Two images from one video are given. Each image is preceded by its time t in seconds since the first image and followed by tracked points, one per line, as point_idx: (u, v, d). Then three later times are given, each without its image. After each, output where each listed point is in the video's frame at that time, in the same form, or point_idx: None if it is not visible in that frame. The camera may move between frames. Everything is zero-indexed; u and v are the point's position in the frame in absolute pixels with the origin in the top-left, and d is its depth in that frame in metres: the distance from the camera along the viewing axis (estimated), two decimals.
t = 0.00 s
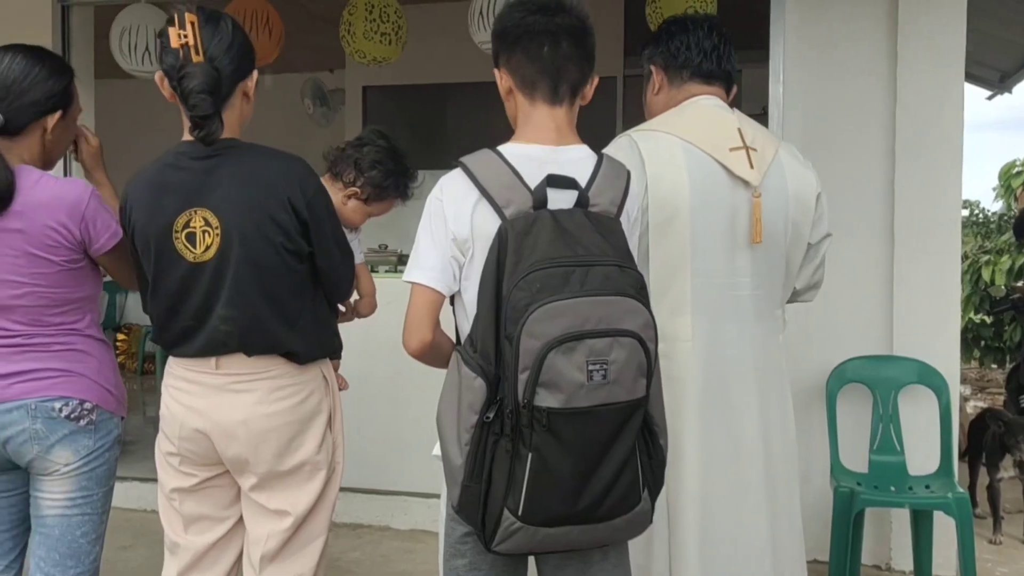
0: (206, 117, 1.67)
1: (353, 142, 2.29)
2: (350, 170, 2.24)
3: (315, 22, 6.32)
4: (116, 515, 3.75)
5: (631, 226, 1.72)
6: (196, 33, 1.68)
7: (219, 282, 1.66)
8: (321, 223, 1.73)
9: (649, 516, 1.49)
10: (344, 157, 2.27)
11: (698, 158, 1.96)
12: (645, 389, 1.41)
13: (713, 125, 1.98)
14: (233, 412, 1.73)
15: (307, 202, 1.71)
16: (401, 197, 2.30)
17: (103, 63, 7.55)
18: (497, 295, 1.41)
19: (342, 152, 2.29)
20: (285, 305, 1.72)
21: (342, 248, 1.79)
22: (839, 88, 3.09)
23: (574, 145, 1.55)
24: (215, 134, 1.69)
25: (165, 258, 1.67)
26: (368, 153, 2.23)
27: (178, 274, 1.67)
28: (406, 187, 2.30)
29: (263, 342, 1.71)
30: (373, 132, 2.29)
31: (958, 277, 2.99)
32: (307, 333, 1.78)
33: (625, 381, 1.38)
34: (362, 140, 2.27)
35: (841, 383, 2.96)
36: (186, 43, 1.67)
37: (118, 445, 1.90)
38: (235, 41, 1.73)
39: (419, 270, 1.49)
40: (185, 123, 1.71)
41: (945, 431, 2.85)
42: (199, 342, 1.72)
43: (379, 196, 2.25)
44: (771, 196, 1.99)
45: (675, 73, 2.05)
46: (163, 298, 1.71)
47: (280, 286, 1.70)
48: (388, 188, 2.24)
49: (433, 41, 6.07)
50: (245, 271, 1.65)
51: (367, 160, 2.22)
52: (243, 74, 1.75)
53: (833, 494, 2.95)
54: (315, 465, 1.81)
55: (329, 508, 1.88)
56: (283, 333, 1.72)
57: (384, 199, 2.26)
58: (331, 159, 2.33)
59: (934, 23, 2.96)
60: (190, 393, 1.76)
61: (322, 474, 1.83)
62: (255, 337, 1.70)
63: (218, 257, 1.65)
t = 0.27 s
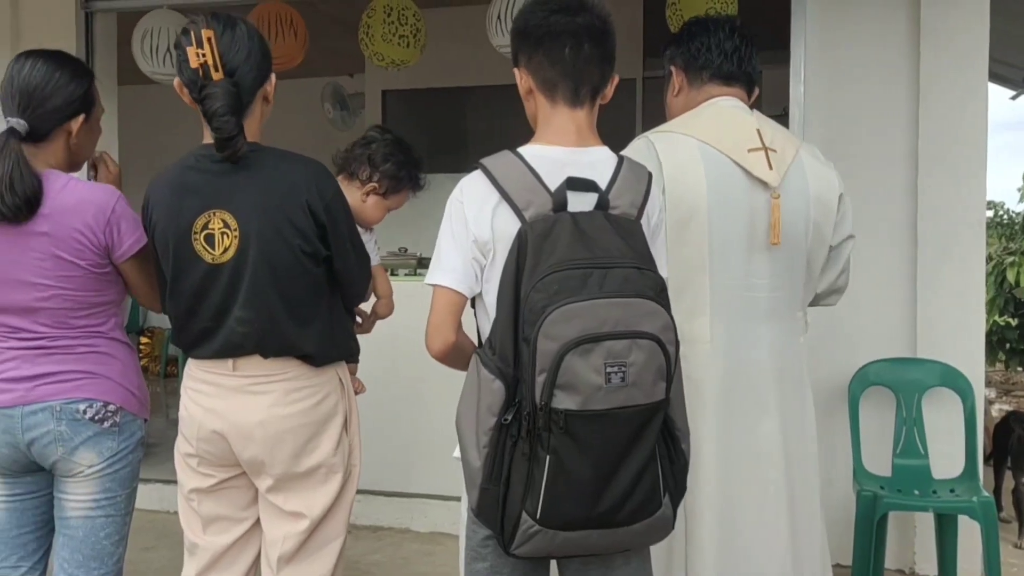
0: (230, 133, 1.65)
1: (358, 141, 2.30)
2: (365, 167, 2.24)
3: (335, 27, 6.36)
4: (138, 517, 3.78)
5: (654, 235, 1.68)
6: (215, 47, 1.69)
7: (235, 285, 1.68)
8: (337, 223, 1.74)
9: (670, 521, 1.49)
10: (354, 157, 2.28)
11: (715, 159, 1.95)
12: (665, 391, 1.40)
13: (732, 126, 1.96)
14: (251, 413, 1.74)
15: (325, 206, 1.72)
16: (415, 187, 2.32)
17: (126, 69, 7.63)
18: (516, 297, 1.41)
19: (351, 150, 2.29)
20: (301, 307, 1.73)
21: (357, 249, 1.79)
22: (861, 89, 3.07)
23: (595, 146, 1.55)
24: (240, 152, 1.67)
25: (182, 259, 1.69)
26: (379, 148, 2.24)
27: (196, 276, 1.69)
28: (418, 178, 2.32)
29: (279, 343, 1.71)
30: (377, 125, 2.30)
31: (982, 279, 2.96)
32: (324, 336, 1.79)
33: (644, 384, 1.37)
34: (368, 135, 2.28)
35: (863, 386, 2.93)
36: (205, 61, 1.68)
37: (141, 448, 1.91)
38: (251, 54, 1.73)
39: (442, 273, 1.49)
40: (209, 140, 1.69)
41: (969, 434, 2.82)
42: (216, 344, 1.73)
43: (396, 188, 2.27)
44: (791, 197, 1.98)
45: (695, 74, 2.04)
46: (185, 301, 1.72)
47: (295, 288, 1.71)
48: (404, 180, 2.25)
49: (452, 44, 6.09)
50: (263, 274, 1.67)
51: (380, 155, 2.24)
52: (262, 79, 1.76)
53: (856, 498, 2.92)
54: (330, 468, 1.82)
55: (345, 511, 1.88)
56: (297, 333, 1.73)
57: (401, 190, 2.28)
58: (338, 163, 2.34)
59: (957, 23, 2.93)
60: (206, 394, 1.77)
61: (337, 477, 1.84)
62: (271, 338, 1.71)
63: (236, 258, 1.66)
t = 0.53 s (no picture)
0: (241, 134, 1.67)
1: (360, 137, 2.32)
2: (372, 158, 2.25)
3: (354, 28, 6.38)
4: (158, 515, 3.81)
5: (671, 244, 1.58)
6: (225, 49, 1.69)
7: (252, 283, 1.69)
8: (353, 220, 1.75)
9: (688, 525, 1.47)
10: (359, 151, 2.29)
11: (732, 158, 1.94)
12: (679, 392, 1.39)
13: (749, 124, 1.94)
14: (265, 412, 1.75)
15: (339, 205, 1.72)
16: (422, 175, 2.33)
17: (147, 71, 7.70)
18: (528, 297, 1.41)
19: (355, 145, 2.31)
20: (316, 305, 1.73)
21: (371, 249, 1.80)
22: (882, 86, 3.04)
23: (610, 144, 1.54)
24: (249, 152, 1.69)
25: (199, 257, 1.71)
26: (384, 138, 2.26)
27: (213, 275, 1.71)
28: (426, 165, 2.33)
29: (293, 341, 1.72)
30: (377, 119, 2.32)
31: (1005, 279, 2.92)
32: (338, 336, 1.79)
33: (656, 384, 1.36)
34: (370, 129, 2.30)
35: (884, 388, 2.90)
36: (214, 63, 1.68)
37: (159, 446, 1.92)
38: (263, 54, 1.73)
39: (466, 274, 1.49)
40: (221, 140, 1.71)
41: (991, 435, 2.78)
42: (232, 343, 1.74)
43: (406, 176, 2.28)
44: (806, 196, 1.97)
45: (713, 72, 2.02)
46: (202, 300, 1.73)
47: (309, 288, 1.71)
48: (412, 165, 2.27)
49: (470, 45, 6.09)
50: (277, 273, 1.67)
51: (385, 144, 2.25)
52: (273, 80, 1.76)
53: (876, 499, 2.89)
54: (343, 467, 1.82)
55: (359, 510, 1.88)
56: (310, 333, 1.73)
57: (410, 178, 2.29)
58: (344, 160, 2.35)
59: (980, 20, 2.90)
60: (222, 392, 1.79)
61: (350, 476, 1.84)
62: (286, 337, 1.71)
63: (251, 258, 1.67)
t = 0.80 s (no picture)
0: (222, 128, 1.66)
1: (345, 128, 2.33)
2: (359, 147, 2.25)
3: (355, 26, 6.37)
4: (160, 513, 3.81)
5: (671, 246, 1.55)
6: (211, 46, 1.69)
7: (248, 284, 1.69)
8: (350, 219, 1.73)
9: (685, 527, 1.46)
10: (345, 142, 2.30)
11: (731, 158, 1.94)
12: (672, 393, 1.38)
13: (751, 124, 1.93)
14: (265, 410, 1.75)
15: (334, 206, 1.70)
16: (412, 159, 2.33)
17: (149, 69, 7.69)
18: (522, 296, 1.40)
19: (341, 141, 2.31)
20: (314, 304, 1.73)
21: (370, 247, 1.79)
22: (884, 85, 3.03)
23: (609, 140, 1.53)
24: (228, 147, 1.68)
25: (196, 260, 1.71)
26: (369, 125, 2.26)
27: (211, 277, 1.71)
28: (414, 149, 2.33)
29: (292, 341, 1.71)
30: (358, 113, 2.33)
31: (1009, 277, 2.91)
32: (338, 334, 1.78)
33: (648, 385, 1.35)
34: (354, 123, 2.31)
35: (885, 387, 2.89)
36: (199, 59, 1.69)
37: (158, 445, 1.92)
38: (251, 52, 1.73)
39: (467, 271, 1.47)
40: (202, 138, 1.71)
41: (994, 435, 2.77)
42: (231, 343, 1.74)
43: (397, 158, 2.27)
44: (806, 196, 1.96)
45: (714, 71, 2.01)
46: (202, 299, 1.74)
47: (308, 288, 1.71)
48: (400, 150, 2.27)
49: (473, 43, 6.08)
50: (273, 272, 1.67)
51: (370, 131, 2.25)
52: (263, 79, 1.75)
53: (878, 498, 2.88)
54: (343, 464, 1.81)
55: (360, 507, 1.88)
56: (310, 334, 1.73)
57: (401, 160, 2.28)
58: (332, 154, 2.35)
59: (983, 18, 2.89)
60: (224, 390, 1.79)
61: (351, 474, 1.83)
62: (282, 337, 1.71)
63: (247, 260, 1.67)
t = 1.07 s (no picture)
0: (197, 129, 1.72)
1: (345, 129, 2.34)
2: (358, 146, 2.26)
3: (355, 25, 6.37)
4: (160, 512, 3.81)
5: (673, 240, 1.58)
6: (197, 47, 1.71)
7: (239, 286, 1.69)
8: (342, 218, 1.73)
9: (689, 526, 1.46)
10: (345, 142, 2.31)
11: (731, 159, 1.94)
12: (675, 392, 1.38)
13: (749, 124, 1.94)
14: (259, 410, 1.75)
15: (325, 206, 1.70)
16: (412, 158, 2.33)
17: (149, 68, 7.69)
18: (522, 298, 1.40)
19: (341, 143, 2.32)
20: (308, 304, 1.73)
21: (364, 244, 1.79)
22: (884, 84, 3.02)
23: (604, 137, 1.53)
24: (206, 148, 1.73)
25: (189, 262, 1.72)
26: (368, 125, 2.27)
27: (204, 277, 1.72)
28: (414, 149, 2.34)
29: (285, 340, 1.71)
30: (358, 114, 2.34)
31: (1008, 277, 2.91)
32: (334, 334, 1.78)
33: (652, 385, 1.35)
34: (353, 124, 2.32)
35: (884, 386, 2.90)
36: (184, 60, 1.72)
37: (159, 444, 1.92)
38: (238, 51, 1.72)
39: (469, 277, 1.48)
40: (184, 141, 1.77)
41: (993, 435, 2.78)
42: (225, 344, 1.75)
43: (396, 157, 2.28)
44: (807, 196, 1.96)
45: (712, 70, 2.01)
46: (197, 299, 1.75)
47: (301, 287, 1.70)
48: (400, 148, 2.27)
49: (473, 42, 6.07)
50: (263, 274, 1.67)
51: (370, 130, 2.27)
52: (254, 77, 1.74)
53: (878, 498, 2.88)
54: (340, 464, 1.81)
55: (359, 506, 1.88)
56: (302, 332, 1.73)
57: (400, 159, 2.28)
58: (332, 155, 2.37)
59: (983, 18, 2.89)
60: (222, 390, 1.80)
61: (347, 474, 1.83)
62: (275, 338, 1.71)
63: (238, 261, 1.68)
